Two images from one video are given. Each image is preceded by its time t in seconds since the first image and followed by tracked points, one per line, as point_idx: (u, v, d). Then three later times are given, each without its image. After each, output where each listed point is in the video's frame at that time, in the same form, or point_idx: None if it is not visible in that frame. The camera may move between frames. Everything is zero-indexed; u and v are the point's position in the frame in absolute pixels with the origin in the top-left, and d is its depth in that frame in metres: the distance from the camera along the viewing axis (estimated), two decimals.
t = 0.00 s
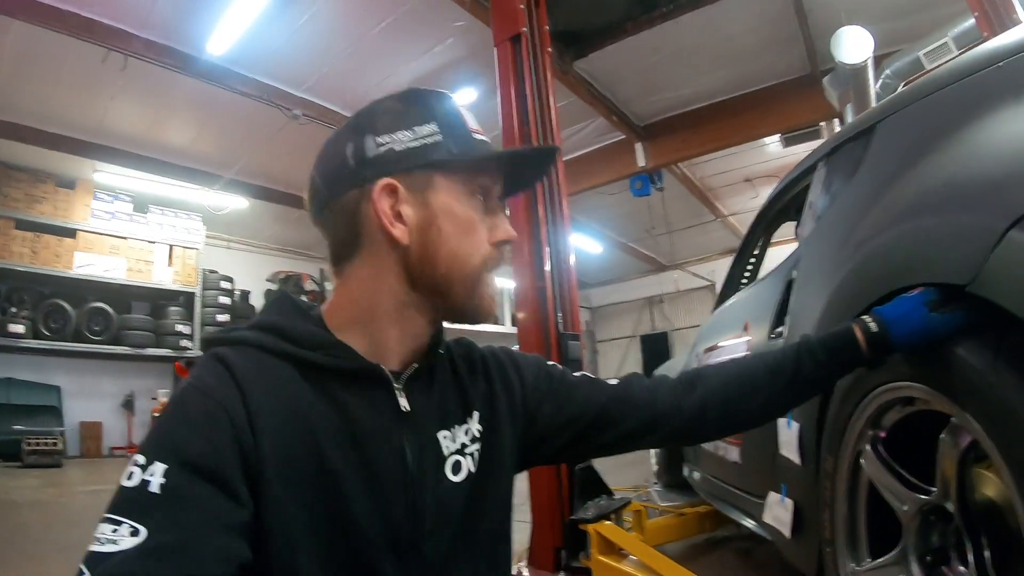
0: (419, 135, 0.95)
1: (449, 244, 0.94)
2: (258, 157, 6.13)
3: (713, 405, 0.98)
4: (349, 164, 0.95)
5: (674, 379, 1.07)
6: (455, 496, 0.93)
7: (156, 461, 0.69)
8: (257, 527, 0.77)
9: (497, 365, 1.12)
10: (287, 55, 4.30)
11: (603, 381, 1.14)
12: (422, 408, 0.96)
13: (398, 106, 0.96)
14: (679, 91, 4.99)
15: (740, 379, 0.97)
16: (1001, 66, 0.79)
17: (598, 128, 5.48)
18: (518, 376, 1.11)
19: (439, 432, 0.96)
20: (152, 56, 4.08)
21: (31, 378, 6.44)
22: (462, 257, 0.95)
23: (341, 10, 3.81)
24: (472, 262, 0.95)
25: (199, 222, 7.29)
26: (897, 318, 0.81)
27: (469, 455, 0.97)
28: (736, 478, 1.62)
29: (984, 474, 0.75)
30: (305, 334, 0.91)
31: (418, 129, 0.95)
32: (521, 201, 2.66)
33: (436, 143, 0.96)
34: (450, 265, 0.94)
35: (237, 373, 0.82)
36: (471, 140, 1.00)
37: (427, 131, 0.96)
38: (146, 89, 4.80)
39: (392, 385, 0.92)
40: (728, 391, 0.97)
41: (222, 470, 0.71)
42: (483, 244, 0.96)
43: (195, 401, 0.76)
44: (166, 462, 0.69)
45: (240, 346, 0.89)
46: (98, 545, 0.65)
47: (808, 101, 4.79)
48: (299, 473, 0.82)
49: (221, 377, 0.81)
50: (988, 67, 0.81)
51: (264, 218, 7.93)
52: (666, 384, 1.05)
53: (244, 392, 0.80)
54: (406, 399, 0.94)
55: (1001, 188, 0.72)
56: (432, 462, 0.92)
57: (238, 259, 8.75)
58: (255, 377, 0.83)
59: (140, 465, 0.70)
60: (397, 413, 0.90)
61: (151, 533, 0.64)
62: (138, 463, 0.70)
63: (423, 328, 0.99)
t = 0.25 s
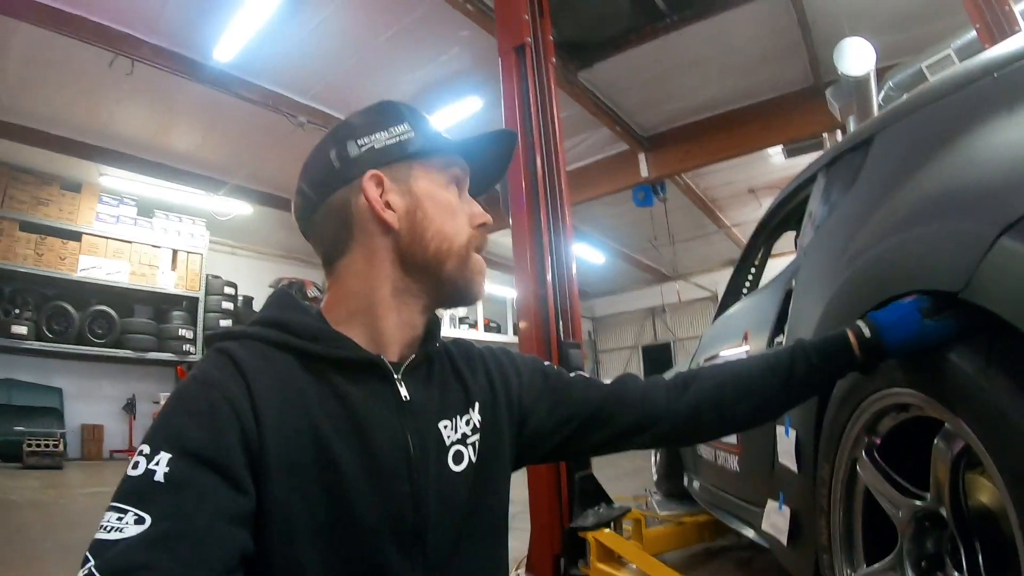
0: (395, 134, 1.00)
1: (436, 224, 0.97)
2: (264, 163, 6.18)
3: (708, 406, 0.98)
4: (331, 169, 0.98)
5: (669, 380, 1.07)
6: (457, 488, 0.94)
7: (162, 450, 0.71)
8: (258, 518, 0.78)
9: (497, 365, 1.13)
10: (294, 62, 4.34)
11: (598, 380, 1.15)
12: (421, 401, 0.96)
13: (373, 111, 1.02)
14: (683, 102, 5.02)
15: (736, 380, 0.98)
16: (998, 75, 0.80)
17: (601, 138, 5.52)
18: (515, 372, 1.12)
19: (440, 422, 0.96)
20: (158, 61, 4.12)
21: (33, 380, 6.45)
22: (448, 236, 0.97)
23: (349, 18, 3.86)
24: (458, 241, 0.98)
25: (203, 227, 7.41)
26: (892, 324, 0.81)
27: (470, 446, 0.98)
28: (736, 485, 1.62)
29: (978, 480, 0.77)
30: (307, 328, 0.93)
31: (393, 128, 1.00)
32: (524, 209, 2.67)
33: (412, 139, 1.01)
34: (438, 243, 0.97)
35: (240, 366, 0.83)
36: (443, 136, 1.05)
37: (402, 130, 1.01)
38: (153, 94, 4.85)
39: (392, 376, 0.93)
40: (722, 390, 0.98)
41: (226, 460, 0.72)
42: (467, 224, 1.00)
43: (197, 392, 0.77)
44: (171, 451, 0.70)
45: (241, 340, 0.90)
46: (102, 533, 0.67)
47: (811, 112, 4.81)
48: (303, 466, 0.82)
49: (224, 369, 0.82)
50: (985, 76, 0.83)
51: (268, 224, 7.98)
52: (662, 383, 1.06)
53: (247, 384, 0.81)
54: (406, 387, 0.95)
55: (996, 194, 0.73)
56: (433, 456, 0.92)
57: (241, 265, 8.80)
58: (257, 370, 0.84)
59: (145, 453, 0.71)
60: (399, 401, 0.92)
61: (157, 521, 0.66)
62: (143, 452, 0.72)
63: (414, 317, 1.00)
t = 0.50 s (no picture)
0: (393, 149, 1.01)
1: (439, 240, 0.98)
2: (271, 168, 6.22)
3: (713, 428, 0.99)
4: (331, 188, 0.99)
5: (674, 400, 1.08)
6: (461, 505, 0.94)
7: (168, 469, 0.70)
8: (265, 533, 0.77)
9: (501, 382, 1.14)
10: (303, 67, 4.37)
11: (603, 399, 1.16)
12: (426, 417, 0.97)
13: (371, 128, 1.03)
14: (689, 117, 5.05)
15: (740, 403, 0.99)
16: (1008, 105, 0.81)
17: (607, 152, 5.55)
18: (520, 392, 1.13)
19: (446, 440, 0.97)
20: (166, 61, 4.16)
21: (33, 377, 6.46)
22: (451, 251, 0.98)
23: (359, 25, 3.90)
24: (462, 256, 0.99)
25: (208, 230, 7.43)
26: (899, 352, 0.82)
27: (476, 463, 0.98)
28: (736, 505, 1.62)
29: (983, 508, 0.76)
30: (314, 344, 0.94)
31: (391, 144, 1.01)
32: (530, 222, 2.69)
33: (410, 153, 1.02)
34: (442, 260, 0.97)
35: (246, 382, 0.84)
36: (443, 150, 1.06)
37: (399, 145, 1.02)
38: (161, 95, 4.89)
39: (397, 396, 0.94)
40: (727, 413, 0.98)
41: (231, 477, 0.72)
42: (469, 240, 1.00)
43: (204, 409, 0.78)
44: (177, 470, 0.70)
45: (249, 357, 0.91)
46: (108, 551, 0.66)
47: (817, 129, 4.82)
48: (309, 480, 0.83)
49: (231, 388, 0.82)
50: (994, 105, 0.84)
51: (273, 228, 8.01)
52: (666, 404, 1.07)
53: (254, 402, 0.82)
54: (410, 405, 0.96)
55: (1004, 225, 0.73)
56: (438, 472, 0.93)
57: (244, 268, 8.83)
58: (264, 387, 0.85)
59: (151, 472, 0.71)
60: (403, 419, 0.93)
61: (163, 540, 0.65)
62: (149, 471, 0.71)
63: (417, 335, 1.01)
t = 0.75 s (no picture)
0: (383, 150, 0.99)
1: (427, 243, 0.97)
2: (266, 167, 6.19)
3: (707, 432, 0.98)
4: (320, 191, 0.98)
5: (669, 403, 1.08)
6: (454, 508, 0.93)
7: (158, 470, 0.69)
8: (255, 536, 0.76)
9: (494, 385, 1.13)
10: (299, 66, 4.36)
11: (597, 402, 1.15)
12: (419, 420, 0.96)
13: (361, 128, 1.01)
14: (685, 120, 5.06)
15: (735, 407, 0.98)
16: (1006, 108, 0.81)
17: (603, 154, 5.55)
18: (512, 395, 1.12)
19: (438, 444, 0.96)
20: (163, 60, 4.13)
21: (24, 375, 6.39)
22: (441, 254, 0.97)
23: (356, 24, 3.88)
24: (452, 259, 0.98)
25: (203, 229, 7.38)
26: (895, 357, 0.81)
27: (468, 468, 0.98)
28: (729, 508, 1.61)
29: (976, 512, 0.75)
30: (304, 346, 0.92)
31: (381, 145, 1.00)
32: (525, 225, 2.68)
33: (400, 154, 1.00)
34: (431, 263, 0.96)
35: (236, 382, 0.83)
36: (434, 150, 1.05)
37: (390, 146, 1.00)
38: (157, 94, 4.86)
39: (389, 399, 0.93)
40: (721, 416, 0.98)
41: (223, 478, 0.71)
42: (459, 243, 0.99)
43: (195, 409, 0.77)
44: (168, 470, 0.69)
45: (239, 358, 0.90)
46: (97, 552, 0.64)
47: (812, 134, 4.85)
48: (299, 482, 0.82)
49: (222, 389, 0.81)
50: (992, 109, 0.84)
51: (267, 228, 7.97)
52: (660, 407, 1.06)
53: (244, 403, 0.81)
54: (402, 408, 0.95)
55: (1001, 229, 0.73)
56: (430, 475, 0.92)
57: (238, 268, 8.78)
58: (255, 388, 0.84)
59: (141, 473, 0.69)
60: (395, 423, 0.92)
61: (152, 541, 0.64)
62: (139, 471, 0.70)
63: (408, 339, 1.00)
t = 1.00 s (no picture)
0: (386, 156, 0.99)
1: (430, 249, 0.97)
2: (265, 170, 6.19)
3: (706, 438, 0.99)
4: (325, 196, 0.99)
5: (669, 409, 1.08)
6: (454, 513, 0.93)
7: (161, 473, 0.69)
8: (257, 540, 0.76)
9: (494, 390, 1.14)
10: (299, 69, 4.37)
11: (596, 408, 1.16)
12: (420, 424, 0.97)
13: (365, 133, 1.02)
14: (684, 127, 5.08)
15: (735, 413, 0.99)
16: (1005, 118, 0.82)
17: (602, 159, 5.57)
18: (513, 400, 1.13)
19: (439, 449, 0.96)
20: (163, 61, 4.13)
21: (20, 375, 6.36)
22: (444, 260, 0.97)
23: (357, 27, 3.89)
24: (455, 266, 0.98)
25: (201, 231, 7.39)
26: (894, 364, 0.82)
27: (469, 473, 0.98)
28: (726, 514, 1.62)
29: (973, 518, 0.76)
30: (306, 350, 0.93)
31: (385, 150, 1.00)
32: (524, 229, 2.69)
33: (404, 160, 1.00)
34: (434, 269, 0.96)
35: (238, 386, 0.83)
36: (438, 155, 1.05)
37: (394, 151, 1.00)
38: (158, 94, 4.87)
39: (391, 404, 0.94)
40: (720, 422, 0.99)
41: (225, 481, 0.71)
42: (462, 249, 0.99)
43: (198, 413, 0.77)
44: (171, 473, 0.69)
45: (241, 362, 0.90)
46: (99, 555, 0.64)
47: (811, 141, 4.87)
48: (300, 485, 0.82)
49: (225, 393, 0.82)
50: (991, 119, 0.85)
51: (266, 230, 7.97)
52: (660, 413, 1.07)
53: (247, 407, 0.81)
54: (403, 413, 0.96)
55: (999, 238, 0.74)
56: (431, 479, 0.92)
57: (235, 269, 8.77)
58: (258, 392, 0.84)
59: (144, 476, 0.69)
60: (396, 428, 0.93)
61: (155, 543, 0.64)
62: (142, 475, 0.70)
63: (411, 345, 1.00)
